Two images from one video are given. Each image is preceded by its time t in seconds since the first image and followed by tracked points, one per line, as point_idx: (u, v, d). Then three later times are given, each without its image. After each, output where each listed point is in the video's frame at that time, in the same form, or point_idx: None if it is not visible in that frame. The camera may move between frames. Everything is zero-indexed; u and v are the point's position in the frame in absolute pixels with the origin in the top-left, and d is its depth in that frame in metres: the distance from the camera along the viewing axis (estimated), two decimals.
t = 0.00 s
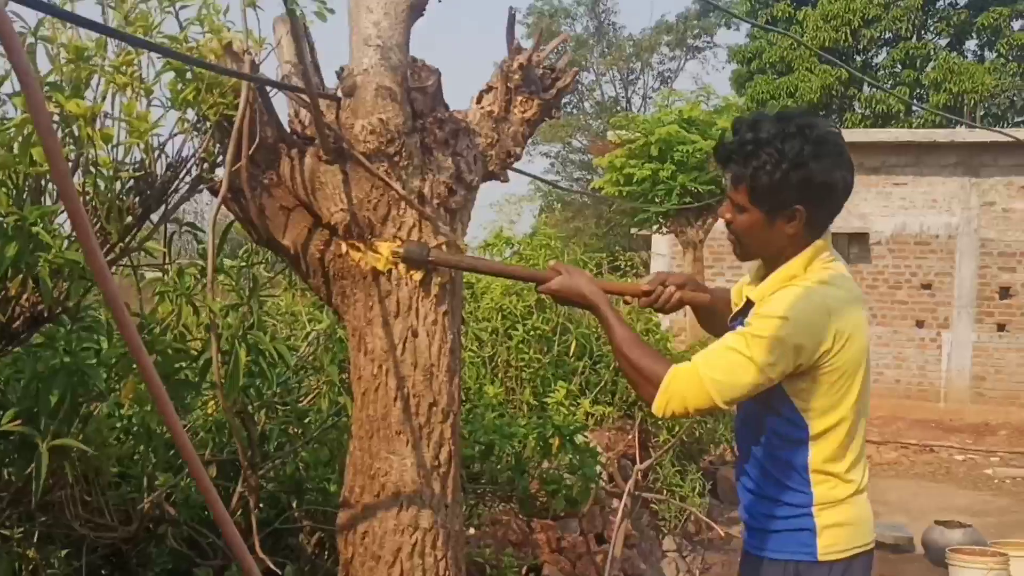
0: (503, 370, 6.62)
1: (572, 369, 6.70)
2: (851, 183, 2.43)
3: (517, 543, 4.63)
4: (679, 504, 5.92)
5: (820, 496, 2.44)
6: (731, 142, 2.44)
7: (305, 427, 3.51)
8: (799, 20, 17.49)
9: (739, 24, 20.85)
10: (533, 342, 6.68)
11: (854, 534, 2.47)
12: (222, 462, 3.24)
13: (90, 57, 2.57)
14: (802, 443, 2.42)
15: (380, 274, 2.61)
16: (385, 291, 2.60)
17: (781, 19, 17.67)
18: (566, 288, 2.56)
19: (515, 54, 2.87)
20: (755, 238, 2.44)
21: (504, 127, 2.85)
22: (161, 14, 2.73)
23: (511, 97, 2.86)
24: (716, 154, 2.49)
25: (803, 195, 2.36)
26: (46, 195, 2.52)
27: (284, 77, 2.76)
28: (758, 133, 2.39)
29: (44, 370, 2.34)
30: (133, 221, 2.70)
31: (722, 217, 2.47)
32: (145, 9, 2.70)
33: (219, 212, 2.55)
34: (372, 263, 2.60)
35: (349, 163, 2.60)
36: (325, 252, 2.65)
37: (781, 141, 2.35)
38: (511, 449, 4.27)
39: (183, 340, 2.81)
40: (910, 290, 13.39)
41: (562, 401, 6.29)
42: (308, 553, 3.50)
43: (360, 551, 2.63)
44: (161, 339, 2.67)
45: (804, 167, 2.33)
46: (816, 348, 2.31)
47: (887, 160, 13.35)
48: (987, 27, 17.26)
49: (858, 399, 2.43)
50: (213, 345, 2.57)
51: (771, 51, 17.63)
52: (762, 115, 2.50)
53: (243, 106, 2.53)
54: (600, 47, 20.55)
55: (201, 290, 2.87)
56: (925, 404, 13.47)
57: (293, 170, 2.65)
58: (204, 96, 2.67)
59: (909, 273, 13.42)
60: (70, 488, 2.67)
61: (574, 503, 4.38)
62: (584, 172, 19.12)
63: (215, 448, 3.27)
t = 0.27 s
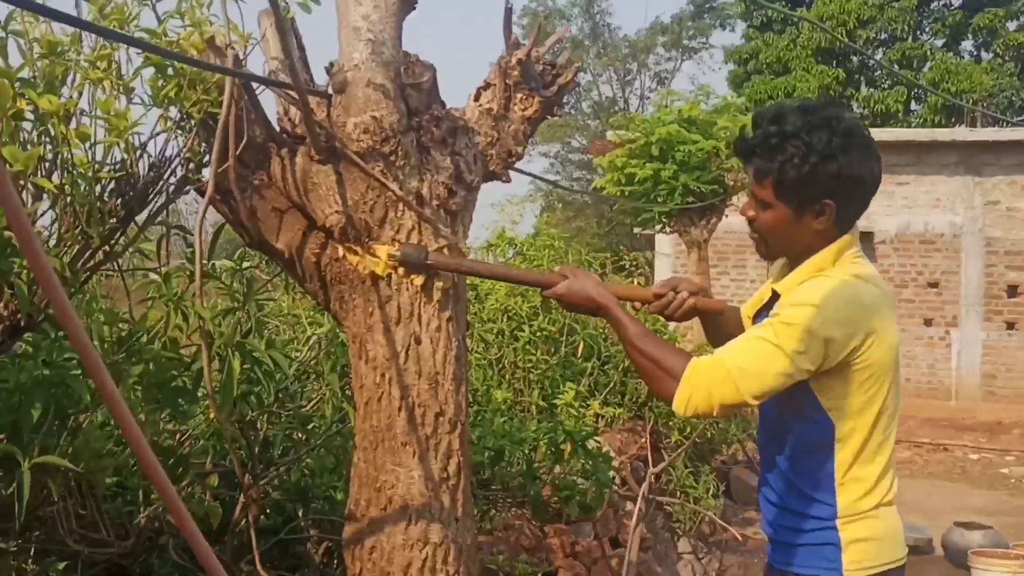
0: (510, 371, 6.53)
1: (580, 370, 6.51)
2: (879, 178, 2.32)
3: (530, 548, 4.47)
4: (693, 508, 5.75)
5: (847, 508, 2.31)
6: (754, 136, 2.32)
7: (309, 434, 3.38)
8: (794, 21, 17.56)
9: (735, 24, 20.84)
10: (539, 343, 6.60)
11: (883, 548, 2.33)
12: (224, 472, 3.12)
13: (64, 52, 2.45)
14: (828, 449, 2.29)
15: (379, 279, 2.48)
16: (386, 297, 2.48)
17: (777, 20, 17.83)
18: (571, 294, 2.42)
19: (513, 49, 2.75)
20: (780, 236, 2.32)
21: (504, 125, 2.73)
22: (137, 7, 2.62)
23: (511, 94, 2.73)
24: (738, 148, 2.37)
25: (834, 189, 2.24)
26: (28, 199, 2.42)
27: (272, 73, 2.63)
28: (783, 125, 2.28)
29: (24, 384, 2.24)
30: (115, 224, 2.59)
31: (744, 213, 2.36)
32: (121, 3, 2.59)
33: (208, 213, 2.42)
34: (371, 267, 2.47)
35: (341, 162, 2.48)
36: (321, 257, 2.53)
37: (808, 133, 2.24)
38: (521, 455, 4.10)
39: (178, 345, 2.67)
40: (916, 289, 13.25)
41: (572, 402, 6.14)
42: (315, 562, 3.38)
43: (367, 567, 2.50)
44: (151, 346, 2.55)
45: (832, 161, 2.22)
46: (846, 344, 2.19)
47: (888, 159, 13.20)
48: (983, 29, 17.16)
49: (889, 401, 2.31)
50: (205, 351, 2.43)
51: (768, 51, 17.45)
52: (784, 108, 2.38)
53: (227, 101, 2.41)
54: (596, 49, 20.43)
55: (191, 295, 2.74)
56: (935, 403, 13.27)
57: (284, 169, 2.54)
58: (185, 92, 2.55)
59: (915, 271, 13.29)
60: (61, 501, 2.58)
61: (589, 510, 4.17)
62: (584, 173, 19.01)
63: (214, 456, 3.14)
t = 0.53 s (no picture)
0: (480, 374, 6.44)
1: (549, 372, 6.45)
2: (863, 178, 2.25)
3: (496, 554, 4.38)
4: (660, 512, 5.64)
5: (831, 520, 2.23)
6: (737, 133, 2.24)
7: (272, 438, 3.28)
8: (766, 23, 17.62)
9: (707, 28, 20.89)
10: (509, 345, 6.48)
11: (869, 558, 2.26)
12: (182, 479, 3.00)
13: (21, 37, 2.33)
14: (809, 460, 2.22)
15: (349, 278, 2.38)
16: (356, 297, 2.38)
17: (748, 22, 17.88)
18: (559, 315, 2.35)
19: (492, 41, 2.66)
20: (761, 237, 2.25)
21: (482, 119, 2.64)
22: None
23: (489, 87, 2.64)
24: (720, 146, 2.29)
25: (818, 190, 2.17)
26: None
27: (241, 61, 2.56)
28: (768, 122, 2.19)
29: None
30: (71, 219, 2.47)
31: (724, 213, 2.28)
32: None
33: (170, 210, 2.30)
34: (341, 266, 2.37)
35: (313, 156, 2.38)
36: (289, 255, 2.42)
37: (793, 131, 2.16)
38: (489, 459, 3.95)
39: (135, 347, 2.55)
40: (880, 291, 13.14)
41: (541, 405, 6.16)
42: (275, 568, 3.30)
43: None
44: (106, 347, 2.43)
45: (815, 160, 2.14)
46: (823, 358, 2.10)
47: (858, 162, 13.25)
48: (950, 33, 17.22)
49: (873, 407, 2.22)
50: (164, 354, 2.32)
51: (740, 54, 17.47)
52: (768, 103, 2.29)
53: (193, 91, 2.29)
54: (568, 50, 20.41)
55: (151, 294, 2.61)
56: (896, 404, 13.23)
57: (252, 163, 2.43)
58: (149, 82, 2.43)
59: (880, 273, 13.17)
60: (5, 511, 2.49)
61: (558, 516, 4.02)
62: (554, 174, 18.96)
63: (172, 462, 3.00)
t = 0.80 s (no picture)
0: (407, 375, 6.30)
1: (477, 374, 6.45)
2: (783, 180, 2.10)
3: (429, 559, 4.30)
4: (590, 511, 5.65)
5: (770, 523, 2.18)
6: (652, 137, 2.08)
7: (195, 449, 3.20)
8: (681, 26, 17.85)
9: (624, 30, 21.11)
10: (437, 347, 6.40)
11: (807, 558, 2.22)
12: (102, 494, 2.89)
13: None
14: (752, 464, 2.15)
15: (275, 283, 2.31)
16: (283, 303, 2.31)
17: (664, 26, 18.08)
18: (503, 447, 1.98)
19: (417, 41, 2.63)
20: (682, 244, 2.09)
21: (409, 120, 2.59)
22: None
23: (415, 88, 2.60)
24: (636, 148, 2.13)
25: (736, 193, 2.01)
26: None
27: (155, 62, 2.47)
28: (682, 126, 2.04)
29: None
30: None
31: (644, 218, 2.13)
32: None
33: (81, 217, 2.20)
34: (266, 272, 2.30)
35: (235, 158, 2.30)
36: (211, 261, 2.35)
37: (707, 135, 2.01)
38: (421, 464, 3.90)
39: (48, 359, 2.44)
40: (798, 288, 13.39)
41: (469, 406, 5.89)
42: None
43: None
44: (19, 359, 2.32)
45: (731, 165, 2.00)
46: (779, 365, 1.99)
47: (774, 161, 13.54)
48: (857, 38, 17.77)
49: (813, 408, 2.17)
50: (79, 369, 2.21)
51: (657, 56, 17.75)
52: (684, 104, 2.14)
53: (106, 90, 2.18)
54: (488, 51, 20.47)
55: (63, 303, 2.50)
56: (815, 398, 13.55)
57: (171, 166, 2.36)
58: (58, 80, 2.33)
59: (798, 271, 13.42)
60: None
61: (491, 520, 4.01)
62: (475, 175, 18.99)
63: (91, 475, 2.89)
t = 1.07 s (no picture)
0: (314, 387, 6.06)
1: (388, 382, 6.34)
2: (696, 182, 2.01)
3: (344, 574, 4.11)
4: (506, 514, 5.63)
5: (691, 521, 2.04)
6: (568, 143, 1.97)
7: (100, 472, 3.07)
8: (578, 27, 18.10)
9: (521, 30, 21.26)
10: (346, 357, 6.26)
11: (725, 556, 2.10)
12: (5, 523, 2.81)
13: None
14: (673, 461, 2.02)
15: (191, 300, 2.23)
16: (198, 320, 2.23)
17: (561, 26, 18.29)
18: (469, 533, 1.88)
19: (333, 50, 2.61)
20: (603, 249, 1.99)
21: (324, 130, 2.55)
22: None
23: (332, 96, 2.58)
24: (552, 155, 2.02)
25: (654, 198, 1.92)
26: None
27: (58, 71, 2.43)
28: (599, 132, 1.93)
29: None
30: None
31: (561, 225, 2.01)
32: None
33: None
34: (181, 287, 2.22)
35: (145, 172, 2.23)
36: (121, 279, 2.26)
37: (624, 140, 1.90)
38: (339, 477, 3.84)
39: None
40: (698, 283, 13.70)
41: (381, 416, 5.96)
42: None
43: None
44: None
45: (648, 170, 1.90)
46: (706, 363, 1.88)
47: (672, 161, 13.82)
48: (748, 37, 18.26)
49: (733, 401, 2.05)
50: None
51: (555, 57, 17.95)
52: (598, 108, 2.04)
53: (7, 102, 2.07)
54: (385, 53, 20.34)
55: None
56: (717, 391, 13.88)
57: (76, 181, 2.26)
58: None
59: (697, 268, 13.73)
60: None
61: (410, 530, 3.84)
62: (376, 178, 18.82)
63: None
